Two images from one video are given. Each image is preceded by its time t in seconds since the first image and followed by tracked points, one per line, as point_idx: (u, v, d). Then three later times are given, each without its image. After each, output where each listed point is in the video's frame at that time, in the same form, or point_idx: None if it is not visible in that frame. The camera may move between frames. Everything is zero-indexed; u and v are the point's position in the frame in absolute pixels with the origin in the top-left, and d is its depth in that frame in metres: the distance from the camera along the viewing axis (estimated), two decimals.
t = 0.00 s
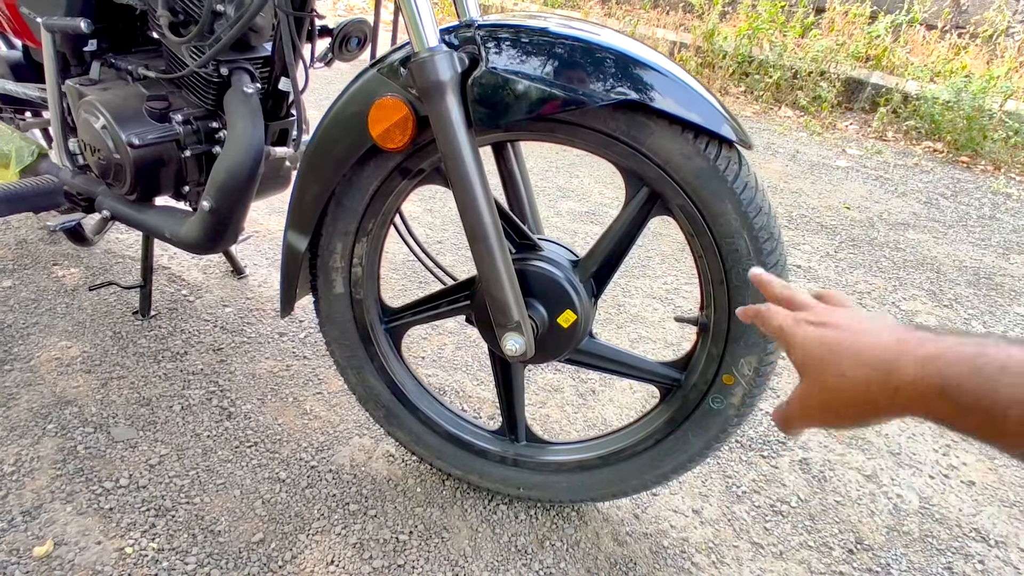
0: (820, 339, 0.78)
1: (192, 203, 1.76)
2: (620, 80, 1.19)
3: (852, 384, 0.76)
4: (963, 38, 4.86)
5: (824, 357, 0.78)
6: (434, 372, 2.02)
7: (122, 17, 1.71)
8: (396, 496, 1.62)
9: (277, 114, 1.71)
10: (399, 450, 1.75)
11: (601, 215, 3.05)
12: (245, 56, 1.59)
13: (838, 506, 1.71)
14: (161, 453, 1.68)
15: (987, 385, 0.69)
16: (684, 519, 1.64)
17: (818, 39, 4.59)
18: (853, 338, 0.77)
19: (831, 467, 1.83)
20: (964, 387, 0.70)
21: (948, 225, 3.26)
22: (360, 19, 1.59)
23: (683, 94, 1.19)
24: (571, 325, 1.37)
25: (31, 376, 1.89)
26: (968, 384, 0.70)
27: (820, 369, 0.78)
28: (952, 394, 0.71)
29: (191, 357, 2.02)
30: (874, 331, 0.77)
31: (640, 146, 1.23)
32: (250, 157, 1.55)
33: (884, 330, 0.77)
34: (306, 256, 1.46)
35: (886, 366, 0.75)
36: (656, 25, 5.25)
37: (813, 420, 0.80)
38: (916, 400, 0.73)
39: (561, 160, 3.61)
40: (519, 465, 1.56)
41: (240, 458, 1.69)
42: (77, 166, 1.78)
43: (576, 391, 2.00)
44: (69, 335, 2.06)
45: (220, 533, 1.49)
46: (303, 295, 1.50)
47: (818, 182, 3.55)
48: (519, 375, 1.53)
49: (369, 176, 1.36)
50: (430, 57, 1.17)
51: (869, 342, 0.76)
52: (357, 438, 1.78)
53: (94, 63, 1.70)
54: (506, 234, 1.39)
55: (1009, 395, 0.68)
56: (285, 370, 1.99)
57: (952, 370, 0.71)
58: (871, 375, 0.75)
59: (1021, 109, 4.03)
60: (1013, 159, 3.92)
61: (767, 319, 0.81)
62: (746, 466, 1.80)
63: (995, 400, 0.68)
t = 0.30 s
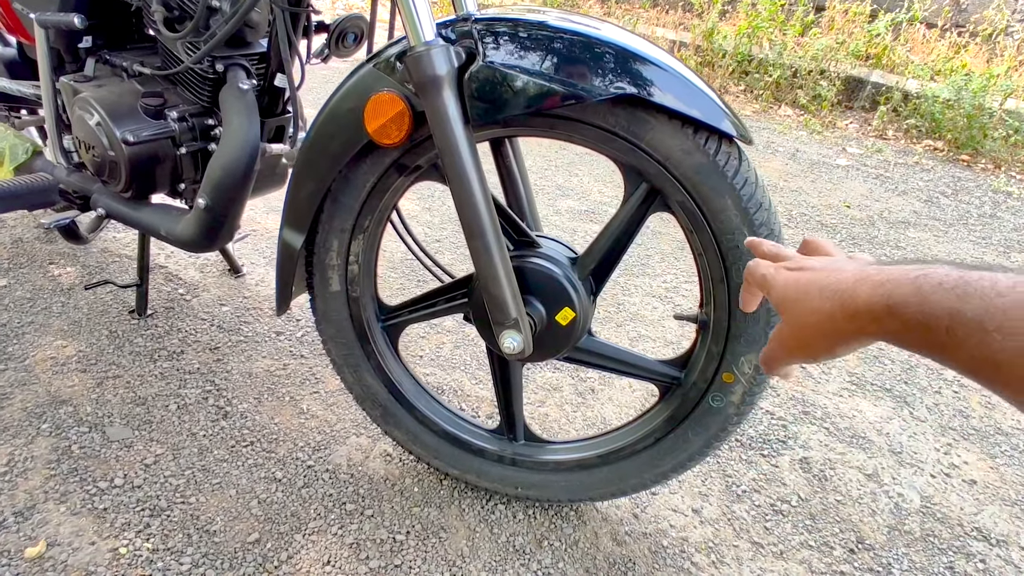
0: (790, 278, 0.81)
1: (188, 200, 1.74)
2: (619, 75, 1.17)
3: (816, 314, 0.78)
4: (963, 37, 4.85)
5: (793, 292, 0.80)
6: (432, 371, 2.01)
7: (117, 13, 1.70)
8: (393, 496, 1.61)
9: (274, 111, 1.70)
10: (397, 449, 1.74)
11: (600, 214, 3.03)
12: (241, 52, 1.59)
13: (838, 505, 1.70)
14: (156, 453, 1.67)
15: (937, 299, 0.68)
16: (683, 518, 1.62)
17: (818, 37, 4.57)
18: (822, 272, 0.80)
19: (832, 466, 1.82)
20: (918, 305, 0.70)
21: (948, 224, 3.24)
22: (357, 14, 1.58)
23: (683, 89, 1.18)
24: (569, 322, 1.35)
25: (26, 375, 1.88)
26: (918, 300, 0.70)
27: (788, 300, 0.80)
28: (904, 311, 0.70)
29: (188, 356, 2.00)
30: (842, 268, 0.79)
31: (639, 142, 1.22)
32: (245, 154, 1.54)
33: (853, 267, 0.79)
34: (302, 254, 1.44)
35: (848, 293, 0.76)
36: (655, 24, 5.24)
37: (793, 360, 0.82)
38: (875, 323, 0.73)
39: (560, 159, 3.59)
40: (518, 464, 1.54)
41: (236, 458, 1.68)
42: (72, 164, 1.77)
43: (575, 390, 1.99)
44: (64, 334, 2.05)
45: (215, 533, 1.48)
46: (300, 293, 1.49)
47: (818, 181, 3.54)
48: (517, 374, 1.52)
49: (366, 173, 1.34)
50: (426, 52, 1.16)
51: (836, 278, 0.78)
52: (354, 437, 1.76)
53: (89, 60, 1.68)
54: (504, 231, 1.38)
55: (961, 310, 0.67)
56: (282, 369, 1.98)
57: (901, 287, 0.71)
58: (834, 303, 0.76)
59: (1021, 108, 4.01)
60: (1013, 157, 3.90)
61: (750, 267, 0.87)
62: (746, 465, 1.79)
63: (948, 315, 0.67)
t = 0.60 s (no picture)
0: (802, 307, 0.83)
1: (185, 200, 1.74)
2: (616, 75, 1.17)
3: (828, 348, 0.79)
4: (962, 36, 4.85)
5: (805, 322, 0.82)
6: (431, 372, 2.00)
7: (113, 13, 1.69)
8: (390, 496, 1.61)
9: (270, 111, 1.69)
10: (394, 450, 1.74)
11: (599, 213, 3.03)
12: (237, 52, 1.59)
13: (837, 506, 1.70)
14: (153, 453, 1.66)
15: (949, 339, 0.71)
16: (681, 519, 1.62)
17: (818, 37, 4.57)
18: (834, 305, 0.81)
19: (830, 466, 1.81)
20: (931, 345, 0.72)
21: (947, 223, 3.24)
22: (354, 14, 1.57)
23: (679, 89, 1.18)
24: (567, 322, 1.35)
25: (23, 375, 1.87)
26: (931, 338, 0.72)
27: (799, 330, 0.82)
28: (916, 350, 0.72)
29: (185, 357, 2.00)
30: (854, 301, 0.81)
31: (636, 142, 1.22)
32: (242, 154, 1.54)
33: (864, 301, 0.81)
34: (299, 254, 1.44)
35: (861, 328, 0.77)
36: (654, 24, 5.23)
37: (802, 389, 0.84)
38: (885, 360, 0.75)
39: (559, 159, 3.59)
40: (515, 464, 1.54)
41: (234, 459, 1.68)
42: (68, 164, 1.76)
43: (573, 390, 1.99)
44: (62, 335, 2.04)
45: (212, 533, 1.48)
46: (296, 293, 1.49)
47: (817, 180, 3.53)
48: (515, 374, 1.52)
49: (362, 172, 1.34)
50: (422, 51, 1.15)
51: (845, 312, 0.80)
52: (351, 438, 1.76)
53: (85, 60, 1.68)
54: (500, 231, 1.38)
55: (972, 351, 0.69)
56: (280, 370, 1.98)
57: (914, 326, 0.74)
58: (846, 336, 0.78)
59: (1021, 107, 4.01)
60: (1012, 157, 3.90)
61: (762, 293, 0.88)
62: (745, 465, 1.79)
63: (961, 356, 0.70)
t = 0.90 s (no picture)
0: (803, 360, 0.85)
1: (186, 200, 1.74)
2: (617, 75, 1.17)
3: (827, 399, 0.81)
4: (962, 36, 4.85)
5: (805, 374, 0.84)
6: (432, 371, 2.01)
7: (114, 13, 1.69)
8: (392, 495, 1.61)
9: (271, 110, 1.69)
10: (396, 449, 1.74)
11: (599, 213, 3.03)
12: (238, 51, 1.59)
13: (838, 505, 1.70)
14: (154, 453, 1.67)
15: (944, 397, 0.72)
16: (683, 518, 1.62)
17: (818, 36, 4.57)
18: (835, 358, 0.83)
19: (831, 465, 1.82)
20: (926, 401, 0.73)
21: (948, 223, 3.24)
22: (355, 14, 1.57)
23: (681, 89, 1.18)
24: (568, 321, 1.35)
25: (24, 375, 1.88)
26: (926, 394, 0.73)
27: (799, 382, 0.84)
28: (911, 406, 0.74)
29: (186, 356, 2.00)
30: (855, 356, 0.83)
31: (637, 142, 1.22)
32: (243, 154, 1.54)
33: (865, 357, 0.82)
34: (300, 253, 1.44)
35: (859, 381, 0.79)
36: (655, 23, 5.24)
37: (802, 438, 0.86)
38: (883, 415, 0.76)
39: (559, 159, 3.59)
40: (517, 464, 1.54)
41: (235, 458, 1.68)
42: (69, 164, 1.77)
43: (574, 390, 1.99)
44: (63, 335, 2.05)
45: (214, 533, 1.48)
46: (297, 292, 1.49)
47: (818, 180, 3.54)
48: (516, 373, 1.52)
49: (363, 172, 1.34)
50: (424, 51, 1.16)
51: (844, 365, 0.82)
52: (352, 437, 1.76)
53: (86, 60, 1.68)
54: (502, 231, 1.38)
55: (966, 410, 0.70)
56: (281, 369, 1.98)
57: (910, 383, 0.75)
58: (844, 390, 0.80)
59: (1020, 107, 4.01)
60: (1012, 156, 3.90)
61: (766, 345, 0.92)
62: (746, 465, 1.79)
63: (954, 412, 0.70)
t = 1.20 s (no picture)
0: (819, 383, 0.91)
1: (187, 200, 1.74)
2: (617, 74, 1.18)
3: (842, 420, 0.86)
4: (962, 36, 4.85)
5: (819, 394, 0.91)
6: (432, 371, 2.01)
7: (116, 14, 1.70)
8: (392, 494, 1.61)
9: (272, 110, 1.69)
10: (396, 448, 1.74)
11: (599, 213, 3.04)
12: (238, 52, 1.60)
13: (837, 503, 1.70)
14: (155, 452, 1.67)
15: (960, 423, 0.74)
16: (682, 516, 1.63)
17: (818, 36, 4.57)
18: (850, 381, 0.89)
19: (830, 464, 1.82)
20: (939, 425, 0.76)
21: (947, 223, 3.24)
22: (355, 14, 1.58)
23: (680, 88, 1.18)
24: (567, 320, 1.36)
25: (25, 375, 1.88)
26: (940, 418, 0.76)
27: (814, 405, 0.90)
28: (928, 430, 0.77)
29: (187, 356, 2.01)
30: (871, 380, 0.88)
31: (636, 141, 1.22)
32: (244, 154, 1.54)
33: (879, 380, 0.87)
34: (300, 253, 1.44)
35: (874, 404, 0.84)
36: (654, 23, 5.24)
37: (815, 457, 0.90)
38: (898, 438, 0.79)
39: (558, 158, 3.59)
40: (517, 463, 1.55)
41: (236, 457, 1.68)
42: (70, 164, 1.77)
43: (574, 389, 1.99)
44: (64, 334, 2.05)
45: (215, 531, 1.48)
46: (298, 292, 1.49)
47: (817, 180, 3.54)
48: (516, 373, 1.52)
49: (364, 172, 1.34)
50: (424, 51, 1.16)
51: (858, 389, 0.87)
52: (352, 436, 1.77)
53: (87, 60, 1.69)
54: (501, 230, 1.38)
55: (983, 435, 0.72)
56: (281, 369, 1.98)
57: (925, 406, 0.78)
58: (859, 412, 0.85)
59: (1020, 107, 4.02)
60: (1011, 156, 3.90)
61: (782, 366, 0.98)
62: (745, 463, 1.79)
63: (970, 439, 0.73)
